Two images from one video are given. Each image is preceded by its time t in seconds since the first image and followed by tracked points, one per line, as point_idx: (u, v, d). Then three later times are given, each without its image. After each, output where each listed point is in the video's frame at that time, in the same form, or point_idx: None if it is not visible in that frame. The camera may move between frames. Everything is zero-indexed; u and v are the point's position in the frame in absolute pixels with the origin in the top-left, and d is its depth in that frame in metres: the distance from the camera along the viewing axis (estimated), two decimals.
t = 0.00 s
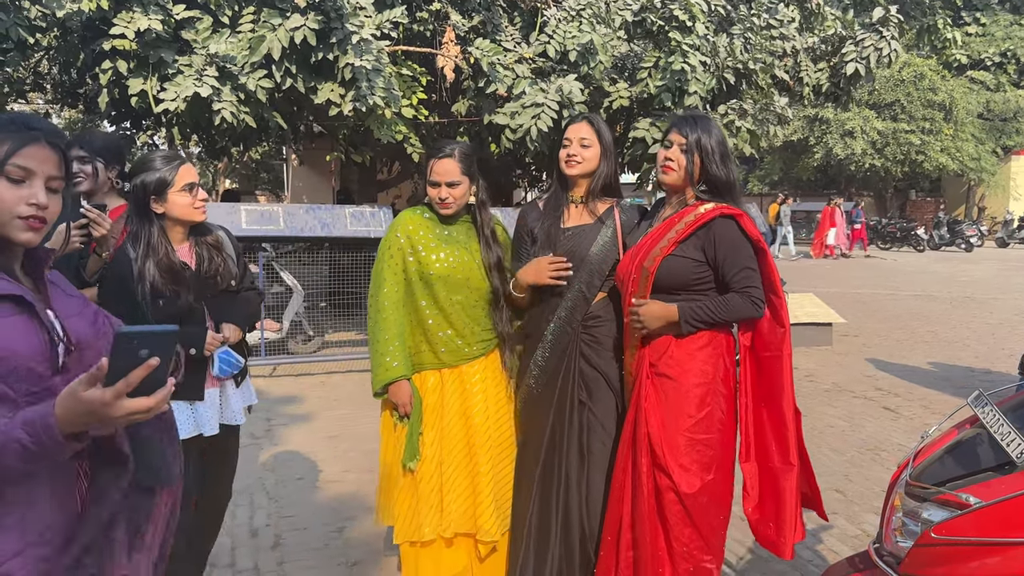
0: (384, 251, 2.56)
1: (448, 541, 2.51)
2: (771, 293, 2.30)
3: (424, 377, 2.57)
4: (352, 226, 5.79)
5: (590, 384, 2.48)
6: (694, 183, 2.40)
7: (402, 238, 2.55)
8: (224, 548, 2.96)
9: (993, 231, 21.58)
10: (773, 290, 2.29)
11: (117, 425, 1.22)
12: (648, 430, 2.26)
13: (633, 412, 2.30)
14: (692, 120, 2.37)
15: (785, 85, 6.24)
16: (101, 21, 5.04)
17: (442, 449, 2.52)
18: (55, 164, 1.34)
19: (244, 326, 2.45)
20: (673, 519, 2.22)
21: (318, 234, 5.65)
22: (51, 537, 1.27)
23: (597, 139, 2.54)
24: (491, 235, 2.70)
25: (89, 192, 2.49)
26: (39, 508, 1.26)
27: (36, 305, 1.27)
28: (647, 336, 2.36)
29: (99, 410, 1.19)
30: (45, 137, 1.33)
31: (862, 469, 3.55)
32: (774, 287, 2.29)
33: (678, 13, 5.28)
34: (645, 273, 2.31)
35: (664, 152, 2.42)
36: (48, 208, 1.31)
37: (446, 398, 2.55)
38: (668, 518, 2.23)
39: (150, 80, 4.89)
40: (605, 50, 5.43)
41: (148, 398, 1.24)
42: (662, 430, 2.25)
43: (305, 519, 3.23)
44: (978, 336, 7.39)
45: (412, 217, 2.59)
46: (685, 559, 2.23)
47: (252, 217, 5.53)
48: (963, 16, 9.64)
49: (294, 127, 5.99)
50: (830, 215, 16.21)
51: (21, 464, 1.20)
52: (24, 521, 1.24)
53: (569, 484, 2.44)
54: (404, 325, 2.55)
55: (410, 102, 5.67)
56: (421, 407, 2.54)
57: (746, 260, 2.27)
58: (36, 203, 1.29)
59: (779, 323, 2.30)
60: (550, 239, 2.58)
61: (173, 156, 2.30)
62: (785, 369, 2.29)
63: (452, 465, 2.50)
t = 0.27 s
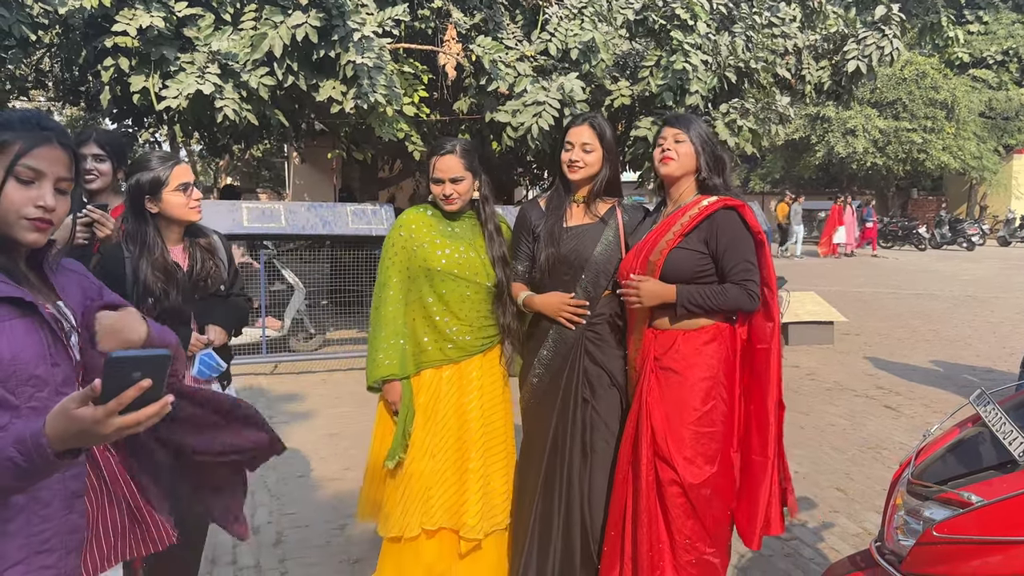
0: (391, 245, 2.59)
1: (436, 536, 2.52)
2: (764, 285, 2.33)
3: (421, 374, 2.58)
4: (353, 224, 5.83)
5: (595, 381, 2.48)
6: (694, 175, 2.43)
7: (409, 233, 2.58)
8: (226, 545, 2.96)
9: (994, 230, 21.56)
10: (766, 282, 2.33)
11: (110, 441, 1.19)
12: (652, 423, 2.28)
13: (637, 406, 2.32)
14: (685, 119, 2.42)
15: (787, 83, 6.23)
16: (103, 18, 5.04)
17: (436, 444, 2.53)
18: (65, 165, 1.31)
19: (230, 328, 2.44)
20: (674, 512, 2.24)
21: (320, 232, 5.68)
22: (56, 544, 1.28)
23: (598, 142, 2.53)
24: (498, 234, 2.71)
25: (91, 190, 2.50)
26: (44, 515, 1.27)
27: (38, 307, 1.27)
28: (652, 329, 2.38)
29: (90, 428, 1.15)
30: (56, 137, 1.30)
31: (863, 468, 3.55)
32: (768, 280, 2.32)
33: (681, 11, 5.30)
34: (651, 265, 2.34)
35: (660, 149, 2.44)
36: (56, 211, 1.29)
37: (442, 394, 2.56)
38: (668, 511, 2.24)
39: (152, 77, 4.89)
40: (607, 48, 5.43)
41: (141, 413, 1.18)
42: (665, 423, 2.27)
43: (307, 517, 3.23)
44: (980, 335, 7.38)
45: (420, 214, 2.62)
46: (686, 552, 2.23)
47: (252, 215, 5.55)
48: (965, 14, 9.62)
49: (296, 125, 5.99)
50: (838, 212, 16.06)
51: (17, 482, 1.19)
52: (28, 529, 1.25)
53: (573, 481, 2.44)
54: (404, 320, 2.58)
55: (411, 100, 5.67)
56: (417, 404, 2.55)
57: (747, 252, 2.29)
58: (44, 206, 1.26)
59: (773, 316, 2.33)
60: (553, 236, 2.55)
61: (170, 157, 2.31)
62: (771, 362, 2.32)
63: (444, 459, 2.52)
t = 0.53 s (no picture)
0: (391, 244, 2.59)
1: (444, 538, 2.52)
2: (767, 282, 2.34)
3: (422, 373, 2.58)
4: (353, 222, 5.79)
5: (598, 379, 2.48)
6: (687, 177, 2.46)
7: (410, 231, 2.58)
8: (226, 543, 2.96)
9: (995, 229, 21.54)
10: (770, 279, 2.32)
11: (100, 429, 1.19)
12: (655, 418, 2.29)
13: (639, 401, 2.33)
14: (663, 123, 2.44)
15: (787, 82, 6.23)
16: (104, 16, 5.04)
17: (440, 443, 2.54)
18: (74, 167, 1.33)
19: (217, 322, 2.45)
20: (675, 506, 2.26)
21: (320, 230, 5.65)
22: (57, 551, 1.27)
23: (599, 146, 2.54)
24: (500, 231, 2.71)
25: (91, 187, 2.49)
26: (44, 521, 1.26)
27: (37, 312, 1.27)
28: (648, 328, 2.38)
29: (78, 411, 1.16)
30: (66, 141, 1.33)
31: (863, 467, 3.55)
32: (770, 277, 2.33)
33: (680, 10, 5.30)
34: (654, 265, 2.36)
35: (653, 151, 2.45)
36: (64, 212, 1.30)
37: (445, 392, 2.56)
38: (669, 505, 2.26)
39: (152, 75, 4.89)
40: (607, 46, 5.42)
41: (127, 398, 1.19)
42: (667, 418, 2.29)
43: (307, 514, 3.23)
44: (980, 334, 7.38)
45: (420, 212, 2.62)
46: (687, 547, 2.27)
47: (253, 214, 5.51)
48: (967, 12, 9.61)
49: (296, 123, 5.99)
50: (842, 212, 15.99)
51: (11, 474, 1.20)
52: (29, 535, 1.24)
53: (576, 478, 2.44)
54: (405, 319, 2.58)
55: (412, 98, 5.68)
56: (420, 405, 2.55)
57: (750, 251, 2.32)
58: (51, 206, 1.28)
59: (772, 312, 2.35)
60: (554, 236, 2.55)
61: (149, 149, 2.29)
62: (767, 358, 2.34)
63: (450, 459, 2.52)
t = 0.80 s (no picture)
0: (388, 245, 2.59)
1: (452, 536, 2.52)
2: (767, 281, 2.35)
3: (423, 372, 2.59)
4: (353, 221, 5.80)
5: (598, 379, 2.48)
6: (683, 177, 2.47)
7: (407, 231, 2.58)
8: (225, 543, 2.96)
9: (995, 228, 21.56)
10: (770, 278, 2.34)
11: (102, 410, 1.16)
12: (655, 417, 2.29)
13: (639, 400, 2.33)
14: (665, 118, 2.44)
15: (787, 82, 6.24)
16: (103, 15, 5.04)
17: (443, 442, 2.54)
18: (107, 172, 1.31)
19: (189, 319, 2.41)
20: (674, 506, 2.27)
21: (319, 230, 5.66)
22: (70, 543, 1.25)
23: (595, 146, 2.55)
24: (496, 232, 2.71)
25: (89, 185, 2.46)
26: (57, 513, 1.24)
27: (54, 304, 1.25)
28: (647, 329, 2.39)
29: (76, 386, 1.13)
30: (99, 145, 1.31)
31: (863, 466, 3.54)
32: (770, 277, 2.35)
33: (680, 10, 5.30)
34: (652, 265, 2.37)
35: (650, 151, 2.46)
36: (94, 215, 1.29)
37: (446, 391, 2.56)
38: (668, 505, 2.26)
39: (152, 74, 4.89)
40: (606, 46, 5.42)
41: (126, 380, 1.15)
42: (667, 418, 2.28)
43: (306, 514, 3.23)
44: (980, 333, 7.38)
45: (415, 212, 2.62)
46: (684, 546, 2.27)
47: (252, 213, 5.51)
48: (966, 12, 9.60)
49: (296, 122, 5.99)
50: (850, 212, 15.80)
51: (25, 455, 1.19)
52: (42, 525, 1.23)
53: (577, 478, 2.43)
54: (403, 318, 2.58)
55: (411, 97, 5.68)
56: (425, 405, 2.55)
57: (749, 249, 2.32)
58: (81, 209, 1.26)
59: (773, 312, 2.36)
60: (550, 236, 2.57)
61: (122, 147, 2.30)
62: (773, 357, 2.36)
63: (456, 458, 2.52)
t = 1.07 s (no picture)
0: (388, 245, 2.59)
1: (449, 536, 2.53)
2: (764, 282, 2.36)
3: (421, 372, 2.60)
4: (352, 222, 5.79)
5: (595, 381, 2.50)
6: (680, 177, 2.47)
7: (407, 231, 2.58)
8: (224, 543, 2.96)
9: (994, 228, 21.55)
10: (765, 278, 2.36)
11: (124, 402, 1.20)
12: (649, 417, 2.30)
13: (633, 400, 2.35)
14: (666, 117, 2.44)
15: (786, 81, 6.24)
16: (102, 16, 5.03)
17: (441, 442, 2.55)
18: (163, 182, 1.43)
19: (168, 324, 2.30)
20: (670, 506, 2.27)
21: (318, 230, 5.63)
22: (114, 526, 1.36)
23: (589, 145, 2.56)
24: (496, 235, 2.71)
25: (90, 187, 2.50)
26: (103, 499, 1.36)
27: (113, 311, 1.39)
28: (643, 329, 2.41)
29: (100, 381, 1.19)
30: (155, 157, 1.42)
31: (862, 465, 3.55)
32: (767, 278, 2.36)
33: (679, 10, 5.32)
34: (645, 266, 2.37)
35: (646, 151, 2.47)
36: (149, 223, 1.41)
37: (444, 392, 2.57)
38: (664, 505, 2.27)
39: (150, 75, 4.89)
40: (605, 45, 5.42)
41: (141, 369, 1.19)
42: (662, 418, 2.30)
43: (305, 514, 3.23)
44: (979, 333, 7.38)
45: (415, 212, 2.62)
46: (681, 547, 2.27)
47: (251, 213, 5.51)
48: (965, 12, 9.60)
49: (294, 122, 5.99)
50: (856, 212, 15.69)
51: (59, 448, 1.26)
52: (89, 510, 1.35)
53: (575, 479, 2.44)
54: (402, 319, 2.58)
55: (409, 97, 5.67)
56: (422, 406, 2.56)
57: (742, 250, 2.33)
58: (136, 218, 1.39)
59: (773, 312, 2.37)
60: (546, 235, 2.59)
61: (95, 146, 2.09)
62: (778, 358, 2.37)
63: (453, 456, 2.53)
